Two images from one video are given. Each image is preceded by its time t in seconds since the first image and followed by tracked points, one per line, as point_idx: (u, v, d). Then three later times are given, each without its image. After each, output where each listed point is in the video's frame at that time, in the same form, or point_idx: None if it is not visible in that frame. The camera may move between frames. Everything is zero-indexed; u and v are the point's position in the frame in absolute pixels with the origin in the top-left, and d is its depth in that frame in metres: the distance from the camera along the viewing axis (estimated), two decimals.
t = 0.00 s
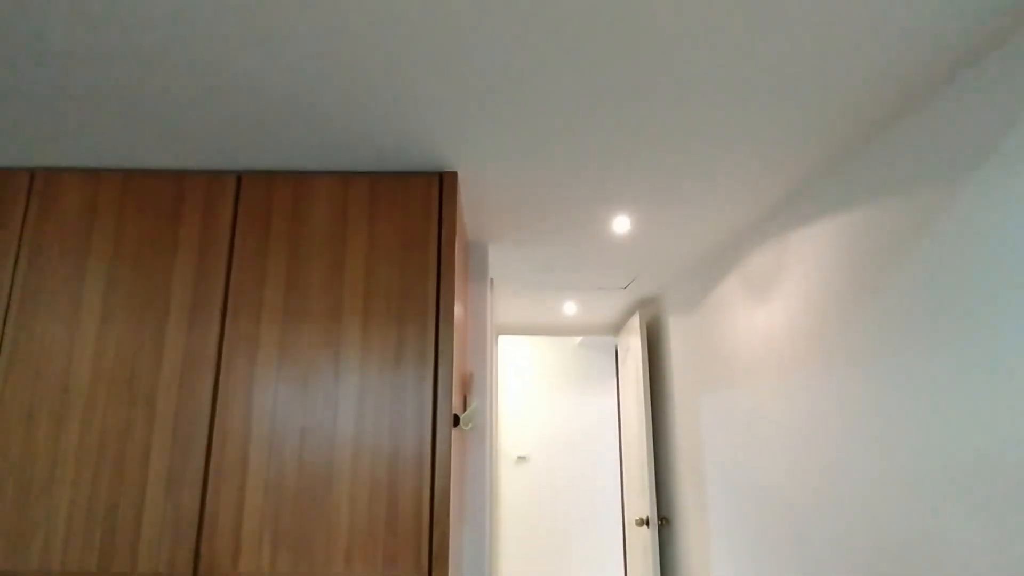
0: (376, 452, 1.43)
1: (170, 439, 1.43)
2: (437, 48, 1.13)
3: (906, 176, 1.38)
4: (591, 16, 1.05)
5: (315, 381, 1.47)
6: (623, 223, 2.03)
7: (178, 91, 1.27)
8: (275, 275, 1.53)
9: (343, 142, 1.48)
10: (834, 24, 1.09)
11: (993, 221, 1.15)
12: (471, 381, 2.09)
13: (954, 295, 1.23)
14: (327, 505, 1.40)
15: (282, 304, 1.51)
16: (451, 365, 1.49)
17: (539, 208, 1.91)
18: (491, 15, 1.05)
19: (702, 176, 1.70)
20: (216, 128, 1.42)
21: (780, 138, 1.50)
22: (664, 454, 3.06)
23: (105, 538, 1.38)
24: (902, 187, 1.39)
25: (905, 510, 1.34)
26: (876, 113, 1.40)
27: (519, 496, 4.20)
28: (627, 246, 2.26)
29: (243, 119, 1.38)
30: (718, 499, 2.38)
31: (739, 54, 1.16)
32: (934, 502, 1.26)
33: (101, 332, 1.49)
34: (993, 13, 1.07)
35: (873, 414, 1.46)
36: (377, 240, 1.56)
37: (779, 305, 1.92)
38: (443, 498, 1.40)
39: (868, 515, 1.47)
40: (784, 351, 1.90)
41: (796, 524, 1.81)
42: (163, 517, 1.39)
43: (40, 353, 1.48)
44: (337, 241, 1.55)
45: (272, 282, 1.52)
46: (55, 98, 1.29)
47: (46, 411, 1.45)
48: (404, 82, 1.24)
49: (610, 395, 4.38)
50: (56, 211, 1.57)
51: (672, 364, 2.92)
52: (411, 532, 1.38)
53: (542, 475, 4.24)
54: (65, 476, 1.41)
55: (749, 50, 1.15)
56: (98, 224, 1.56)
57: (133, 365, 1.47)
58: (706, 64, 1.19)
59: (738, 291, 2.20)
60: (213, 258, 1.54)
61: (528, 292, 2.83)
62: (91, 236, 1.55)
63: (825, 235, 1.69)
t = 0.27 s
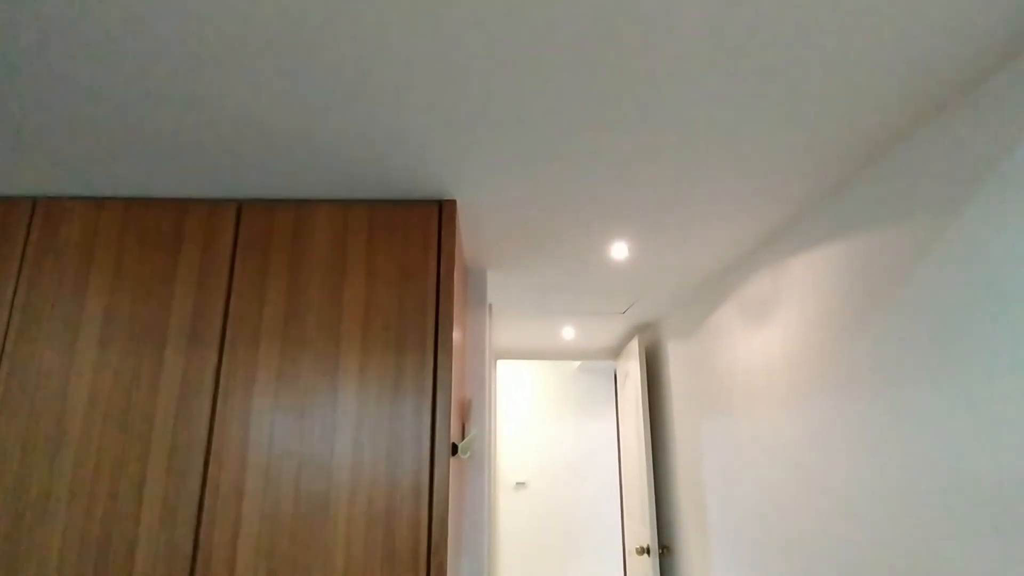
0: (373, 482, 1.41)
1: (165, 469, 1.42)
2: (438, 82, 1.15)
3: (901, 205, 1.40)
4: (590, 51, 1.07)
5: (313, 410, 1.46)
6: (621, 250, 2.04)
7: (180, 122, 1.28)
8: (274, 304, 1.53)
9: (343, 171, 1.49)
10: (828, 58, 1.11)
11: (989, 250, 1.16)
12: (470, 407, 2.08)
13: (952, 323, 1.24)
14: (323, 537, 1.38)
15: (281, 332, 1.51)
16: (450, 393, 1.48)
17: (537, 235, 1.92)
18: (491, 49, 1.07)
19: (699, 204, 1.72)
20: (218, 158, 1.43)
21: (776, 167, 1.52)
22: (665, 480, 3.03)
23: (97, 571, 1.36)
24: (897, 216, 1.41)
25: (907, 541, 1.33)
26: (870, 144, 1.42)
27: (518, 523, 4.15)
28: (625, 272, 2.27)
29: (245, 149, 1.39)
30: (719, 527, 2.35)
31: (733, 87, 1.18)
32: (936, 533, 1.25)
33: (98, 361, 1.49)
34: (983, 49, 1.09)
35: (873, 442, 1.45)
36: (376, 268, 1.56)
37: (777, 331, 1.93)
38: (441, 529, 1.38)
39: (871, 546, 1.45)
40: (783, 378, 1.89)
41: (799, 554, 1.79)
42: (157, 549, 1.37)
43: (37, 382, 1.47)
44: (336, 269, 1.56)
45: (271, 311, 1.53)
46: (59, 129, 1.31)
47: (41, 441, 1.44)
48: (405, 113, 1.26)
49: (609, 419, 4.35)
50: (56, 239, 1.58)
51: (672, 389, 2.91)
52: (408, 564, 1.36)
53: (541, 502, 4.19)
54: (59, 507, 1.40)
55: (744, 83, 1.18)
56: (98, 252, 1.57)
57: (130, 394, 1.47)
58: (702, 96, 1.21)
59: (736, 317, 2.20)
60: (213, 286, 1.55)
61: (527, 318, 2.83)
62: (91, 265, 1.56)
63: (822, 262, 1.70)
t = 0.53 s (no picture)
0: (370, 510, 1.40)
1: (159, 498, 1.41)
2: (438, 111, 1.18)
3: (896, 232, 1.41)
4: (586, 82, 1.10)
5: (309, 438, 1.45)
6: (619, 275, 2.05)
7: (183, 150, 1.30)
8: (272, 330, 1.53)
9: (343, 199, 1.51)
10: (819, 89, 1.13)
11: (983, 278, 1.17)
12: (468, 434, 2.07)
13: (950, 349, 1.24)
14: (318, 567, 1.36)
15: (279, 358, 1.51)
16: (448, 421, 1.48)
17: (535, 261, 1.93)
18: (490, 80, 1.09)
19: (695, 230, 1.74)
20: (219, 185, 1.45)
21: (771, 195, 1.54)
22: (664, 507, 3.00)
23: None
24: (892, 243, 1.42)
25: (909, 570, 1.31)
26: (863, 172, 1.44)
27: (515, 550, 4.09)
28: (623, 297, 2.28)
29: (246, 176, 1.41)
30: (720, 556, 2.32)
31: (729, 116, 1.20)
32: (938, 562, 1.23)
33: (95, 389, 1.48)
34: (972, 82, 1.12)
35: (873, 469, 1.45)
36: (375, 295, 1.57)
37: (775, 357, 1.93)
38: (438, 558, 1.36)
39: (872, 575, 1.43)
40: (782, 404, 1.89)
41: None
42: None
43: (32, 409, 1.46)
44: (335, 295, 1.56)
45: (269, 338, 1.53)
46: (62, 157, 1.32)
47: (34, 469, 1.42)
48: (405, 142, 1.28)
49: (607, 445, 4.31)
50: (56, 266, 1.59)
51: (671, 414, 2.90)
52: None
53: (539, 528, 4.14)
54: (50, 537, 1.38)
55: (738, 112, 1.20)
56: (97, 279, 1.57)
57: (125, 422, 1.46)
58: (699, 125, 1.24)
59: (734, 343, 2.21)
60: (211, 312, 1.55)
61: (525, 342, 2.83)
62: (90, 291, 1.56)
63: (819, 288, 1.71)
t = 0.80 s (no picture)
0: (367, 535, 1.39)
1: (155, 521, 1.39)
2: (439, 138, 1.19)
3: (892, 257, 1.43)
4: (586, 110, 1.11)
5: (308, 462, 1.44)
6: (618, 297, 2.06)
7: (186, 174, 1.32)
8: (271, 354, 1.53)
9: (344, 223, 1.52)
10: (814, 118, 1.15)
11: (981, 303, 1.17)
12: (467, 456, 2.05)
13: (947, 373, 1.24)
14: None
15: (278, 380, 1.51)
16: (447, 445, 1.47)
17: (535, 283, 1.94)
18: (491, 107, 1.11)
19: (694, 253, 1.75)
20: (221, 209, 1.46)
21: (768, 219, 1.55)
22: (665, 531, 2.97)
23: None
24: (889, 268, 1.43)
25: None
26: (860, 198, 1.45)
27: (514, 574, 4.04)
28: (622, 319, 2.28)
29: (248, 201, 1.42)
30: None
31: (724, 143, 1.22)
32: None
33: (92, 412, 1.48)
34: (965, 111, 1.14)
35: (873, 494, 1.44)
36: (375, 318, 1.58)
37: (774, 380, 1.93)
38: None
39: None
40: (782, 427, 1.88)
41: None
42: None
43: (29, 431, 1.46)
44: (335, 318, 1.57)
45: (268, 361, 1.53)
46: (66, 181, 1.33)
47: (30, 492, 1.41)
48: (407, 168, 1.30)
49: (607, 466, 4.28)
50: (58, 288, 1.59)
51: (670, 436, 2.88)
52: None
53: (539, 552, 4.09)
54: (44, 562, 1.36)
55: (735, 139, 1.22)
56: (98, 300, 1.58)
57: (122, 446, 1.45)
58: (695, 152, 1.25)
59: (733, 365, 2.21)
60: (211, 334, 1.55)
61: (525, 363, 2.83)
62: (90, 314, 1.57)
63: (817, 312, 1.72)
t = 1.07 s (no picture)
0: (364, 565, 1.37)
1: (150, 551, 1.38)
2: (437, 167, 1.21)
3: (889, 284, 1.43)
4: (580, 142, 1.12)
5: (305, 489, 1.43)
6: (617, 321, 2.06)
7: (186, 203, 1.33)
8: (270, 379, 1.53)
9: (343, 249, 1.53)
10: (806, 150, 1.16)
11: (977, 333, 1.17)
12: (466, 482, 2.04)
13: (946, 403, 1.24)
14: None
15: (276, 407, 1.51)
16: (445, 472, 1.46)
17: (535, 308, 1.95)
18: (487, 139, 1.12)
19: (692, 279, 1.76)
20: (220, 236, 1.47)
21: (765, 245, 1.56)
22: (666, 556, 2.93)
23: None
24: (886, 294, 1.43)
25: None
26: (856, 225, 1.46)
27: None
28: (622, 342, 2.28)
29: (248, 228, 1.44)
30: None
31: (720, 173, 1.23)
32: None
33: (90, 437, 1.47)
34: (956, 143, 1.14)
35: (875, 523, 1.42)
36: (374, 343, 1.58)
37: (775, 405, 1.92)
38: None
39: None
40: (782, 453, 1.87)
41: None
42: None
43: (25, 459, 1.45)
44: (334, 343, 1.57)
45: (267, 387, 1.53)
46: (67, 209, 1.35)
47: (24, 521, 1.40)
48: (404, 195, 1.31)
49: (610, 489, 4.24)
50: (58, 314, 1.60)
51: (672, 460, 2.86)
52: None
53: None
54: None
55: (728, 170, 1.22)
56: (98, 327, 1.58)
57: (119, 472, 1.44)
58: (691, 182, 1.26)
59: (734, 389, 2.20)
60: (210, 360, 1.55)
61: (524, 386, 2.82)
62: (90, 339, 1.57)
63: (816, 337, 1.72)
